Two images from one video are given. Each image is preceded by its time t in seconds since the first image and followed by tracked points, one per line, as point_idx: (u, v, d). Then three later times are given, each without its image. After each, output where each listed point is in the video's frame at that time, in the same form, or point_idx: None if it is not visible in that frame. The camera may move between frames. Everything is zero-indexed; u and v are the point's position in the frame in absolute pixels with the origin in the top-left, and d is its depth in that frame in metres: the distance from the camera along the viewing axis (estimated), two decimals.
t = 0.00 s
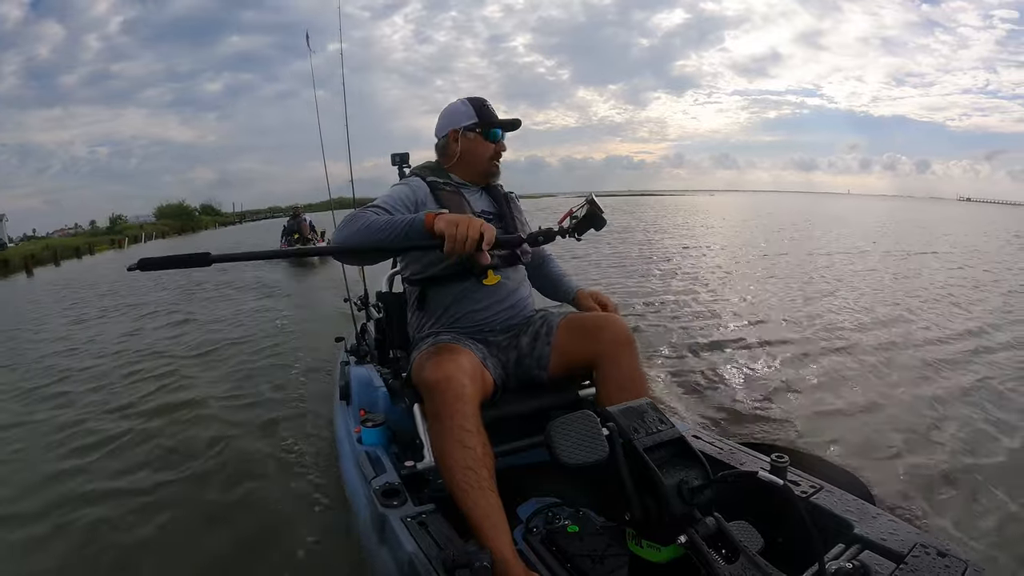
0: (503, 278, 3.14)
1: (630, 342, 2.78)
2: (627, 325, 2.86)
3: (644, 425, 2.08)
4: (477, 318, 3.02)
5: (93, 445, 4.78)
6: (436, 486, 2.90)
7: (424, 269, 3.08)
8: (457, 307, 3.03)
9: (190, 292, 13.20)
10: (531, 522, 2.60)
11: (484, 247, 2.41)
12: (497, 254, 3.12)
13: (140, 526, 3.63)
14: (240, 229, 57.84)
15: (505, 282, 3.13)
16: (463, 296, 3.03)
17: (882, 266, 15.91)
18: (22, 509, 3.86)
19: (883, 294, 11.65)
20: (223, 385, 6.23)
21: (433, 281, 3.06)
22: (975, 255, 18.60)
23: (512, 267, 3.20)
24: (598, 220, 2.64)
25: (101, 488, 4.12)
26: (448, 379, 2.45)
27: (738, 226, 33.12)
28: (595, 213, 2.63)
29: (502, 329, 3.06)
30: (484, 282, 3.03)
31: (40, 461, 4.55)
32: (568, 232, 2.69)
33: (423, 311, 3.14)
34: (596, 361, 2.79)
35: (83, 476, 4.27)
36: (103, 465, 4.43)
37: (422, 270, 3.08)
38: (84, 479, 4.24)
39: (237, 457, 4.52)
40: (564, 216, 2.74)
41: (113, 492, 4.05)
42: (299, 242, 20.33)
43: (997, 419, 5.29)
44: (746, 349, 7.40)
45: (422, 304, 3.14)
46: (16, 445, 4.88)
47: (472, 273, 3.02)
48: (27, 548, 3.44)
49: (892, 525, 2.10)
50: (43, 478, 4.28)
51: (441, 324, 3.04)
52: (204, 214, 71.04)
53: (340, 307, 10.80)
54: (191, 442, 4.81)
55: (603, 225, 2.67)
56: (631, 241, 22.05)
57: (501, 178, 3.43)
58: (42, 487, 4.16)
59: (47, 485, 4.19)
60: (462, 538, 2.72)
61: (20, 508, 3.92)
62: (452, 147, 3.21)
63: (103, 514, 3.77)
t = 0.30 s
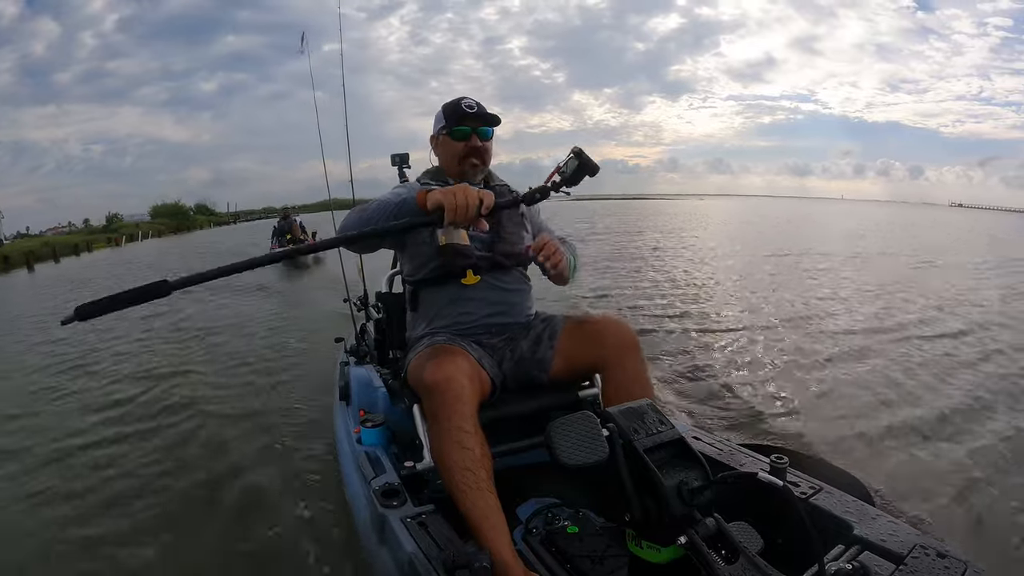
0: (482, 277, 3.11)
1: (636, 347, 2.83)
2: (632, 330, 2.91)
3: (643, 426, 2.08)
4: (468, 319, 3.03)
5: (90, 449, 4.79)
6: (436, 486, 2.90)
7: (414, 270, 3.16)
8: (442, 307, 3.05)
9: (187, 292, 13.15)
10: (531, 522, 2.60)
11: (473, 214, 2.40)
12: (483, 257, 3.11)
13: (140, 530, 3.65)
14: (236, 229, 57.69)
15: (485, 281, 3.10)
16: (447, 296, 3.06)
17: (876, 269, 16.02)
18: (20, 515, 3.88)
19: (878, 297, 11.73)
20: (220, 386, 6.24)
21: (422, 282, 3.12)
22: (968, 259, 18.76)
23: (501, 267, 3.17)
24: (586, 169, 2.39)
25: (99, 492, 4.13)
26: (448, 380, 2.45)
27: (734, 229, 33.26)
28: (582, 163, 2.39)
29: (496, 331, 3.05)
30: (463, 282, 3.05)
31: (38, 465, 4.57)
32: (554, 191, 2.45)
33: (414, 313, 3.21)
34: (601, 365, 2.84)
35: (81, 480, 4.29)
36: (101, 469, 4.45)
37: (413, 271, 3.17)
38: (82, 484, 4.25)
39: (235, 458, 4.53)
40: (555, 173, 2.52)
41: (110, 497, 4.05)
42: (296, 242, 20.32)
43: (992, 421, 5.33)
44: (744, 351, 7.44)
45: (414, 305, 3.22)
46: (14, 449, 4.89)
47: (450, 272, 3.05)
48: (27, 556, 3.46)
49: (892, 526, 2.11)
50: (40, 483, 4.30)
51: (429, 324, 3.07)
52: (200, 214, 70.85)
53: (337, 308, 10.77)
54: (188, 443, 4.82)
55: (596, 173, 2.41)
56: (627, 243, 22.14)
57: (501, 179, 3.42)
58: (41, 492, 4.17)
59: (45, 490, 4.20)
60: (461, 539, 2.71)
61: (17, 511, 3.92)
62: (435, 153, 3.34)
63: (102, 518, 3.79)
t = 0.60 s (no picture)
0: (475, 274, 3.10)
1: (642, 350, 2.82)
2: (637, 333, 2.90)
3: (644, 425, 2.07)
4: (466, 318, 3.04)
5: (89, 452, 4.76)
6: (436, 486, 2.88)
7: (411, 270, 3.17)
8: (438, 307, 3.06)
9: (185, 296, 13.13)
10: (531, 522, 2.59)
11: (458, 186, 2.43)
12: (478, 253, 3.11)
13: (140, 532, 3.62)
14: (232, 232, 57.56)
15: (478, 278, 3.09)
16: (443, 295, 3.06)
17: (872, 262, 16.07)
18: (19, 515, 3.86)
19: (875, 291, 11.77)
20: (218, 387, 6.21)
21: (418, 281, 3.12)
22: (963, 252, 18.83)
23: (495, 264, 3.14)
24: (538, 122, 2.49)
25: (98, 493, 4.10)
26: (449, 379, 2.43)
27: (730, 224, 33.33)
28: (534, 116, 2.48)
29: (496, 330, 3.05)
30: (456, 279, 3.05)
31: (36, 469, 4.54)
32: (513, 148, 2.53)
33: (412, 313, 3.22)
34: (607, 366, 2.83)
35: (80, 483, 4.26)
36: (100, 471, 4.42)
37: (409, 271, 3.18)
38: (79, 486, 4.22)
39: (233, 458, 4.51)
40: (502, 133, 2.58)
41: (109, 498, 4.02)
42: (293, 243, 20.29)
43: (991, 415, 5.34)
44: (742, 346, 7.46)
45: (411, 305, 3.22)
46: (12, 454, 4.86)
47: (442, 270, 3.04)
48: (27, 555, 3.43)
49: (892, 525, 2.11)
50: (39, 486, 4.27)
51: (427, 324, 3.07)
52: (195, 217, 70.69)
53: (337, 309, 10.74)
54: (186, 445, 4.79)
55: (546, 125, 2.50)
56: (624, 240, 22.16)
57: (495, 179, 3.40)
58: (39, 494, 4.15)
59: (44, 492, 4.18)
60: (462, 539, 2.70)
61: (15, 512, 3.91)
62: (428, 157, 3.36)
63: (100, 519, 3.76)
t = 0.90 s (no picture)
0: (471, 273, 3.08)
1: (641, 348, 2.81)
2: (637, 331, 2.89)
3: (644, 425, 2.06)
4: (464, 319, 3.03)
5: (87, 454, 4.72)
6: (438, 485, 2.88)
7: (407, 272, 3.16)
8: (436, 308, 3.05)
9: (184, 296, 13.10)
10: (532, 521, 2.58)
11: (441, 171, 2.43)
12: (474, 251, 3.10)
13: (141, 534, 3.60)
14: (227, 232, 57.38)
15: (474, 276, 3.08)
16: (440, 295, 3.05)
17: (870, 256, 16.11)
18: (17, 519, 3.82)
19: (873, 285, 11.80)
20: (216, 386, 6.19)
21: (415, 283, 3.12)
22: (960, 246, 18.89)
23: (491, 262, 3.13)
24: (508, 111, 2.58)
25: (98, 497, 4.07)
26: (451, 379, 2.42)
27: (727, 219, 33.38)
28: (503, 105, 2.57)
29: (496, 330, 3.05)
30: (451, 279, 3.03)
31: (34, 472, 4.51)
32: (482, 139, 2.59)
33: (411, 315, 3.22)
34: (606, 364, 2.83)
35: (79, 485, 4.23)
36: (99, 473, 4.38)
37: (406, 272, 3.18)
38: (79, 489, 4.18)
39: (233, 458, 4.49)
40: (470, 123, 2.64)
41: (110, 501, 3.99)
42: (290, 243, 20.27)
43: (990, 409, 5.36)
44: (741, 341, 7.48)
45: (409, 307, 3.21)
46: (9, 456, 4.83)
47: (437, 270, 3.03)
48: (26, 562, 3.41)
49: (894, 524, 2.11)
50: (37, 488, 4.24)
51: (426, 325, 3.06)
52: (189, 218, 70.50)
53: (336, 308, 10.73)
54: (186, 445, 4.77)
55: (514, 113, 2.59)
56: (622, 236, 22.19)
57: (488, 178, 3.39)
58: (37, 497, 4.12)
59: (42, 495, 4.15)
60: (463, 539, 2.70)
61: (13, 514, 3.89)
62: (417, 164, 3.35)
63: (101, 523, 3.73)
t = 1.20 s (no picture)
0: (471, 275, 3.08)
1: (641, 351, 2.82)
2: (638, 334, 2.90)
3: (643, 426, 2.06)
4: (466, 320, 3.04)
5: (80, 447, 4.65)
6: (436, 486, 2.86)
7: (407, 272, 3.16)
8: (436, 309, 3.05)
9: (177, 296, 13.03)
10: (531, 522, 2.57)
11: (423, 161, 2.44)
12: (474, 253, 3.10)
13: (134, 528, 3.54)
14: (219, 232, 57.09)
15: (474, 279, 3.07)
16: (440, 296, 3.05)
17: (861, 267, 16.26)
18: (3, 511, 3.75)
19: (864, 294, 11.90)
20: (210, 385, 6.14)
21: (414, 283, 3.11)
22: (948, 257, 19.10)
23: (493, 267, 3.13)
24: (486, 96, 2.61)
25: (89, 490, 3.99)
26: (454, 378, 2.42)
27: (719, 228, 33.61)
28: (482, 90, 2.61)
29: (495, 331, 3.05)
30: (452, 280, 3.03)
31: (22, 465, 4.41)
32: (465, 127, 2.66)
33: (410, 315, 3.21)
34: (607, 365, 2.83)
35: (71, 478, 4.15)
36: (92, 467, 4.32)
37: (405, 274, 3.18)
38: (72, 481, 4.12)
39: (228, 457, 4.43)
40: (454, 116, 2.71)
41: (102, 494, 3.92)
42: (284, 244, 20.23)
43: (981, 418, 5.42)
44: (735, 348, 7.53)
45: (409, 307, 3.21)
46: None
47: (438, 272, 3.03)
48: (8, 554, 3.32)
49: (892, 526, 2.12)
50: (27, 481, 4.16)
51: (426, 327, 3.07)
52: (181, 217, 70.19)
53: (330, 309, 10.69)
54: (181, 441, 4.72)
55: (492, 97, 2.62)
56: (615, 243, 22.30)
57: (492, 182, 3.39)
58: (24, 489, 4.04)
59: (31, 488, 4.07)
60: (461, 539, 2.68)
61: None
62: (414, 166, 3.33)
63: (96, 515, 3.67)
